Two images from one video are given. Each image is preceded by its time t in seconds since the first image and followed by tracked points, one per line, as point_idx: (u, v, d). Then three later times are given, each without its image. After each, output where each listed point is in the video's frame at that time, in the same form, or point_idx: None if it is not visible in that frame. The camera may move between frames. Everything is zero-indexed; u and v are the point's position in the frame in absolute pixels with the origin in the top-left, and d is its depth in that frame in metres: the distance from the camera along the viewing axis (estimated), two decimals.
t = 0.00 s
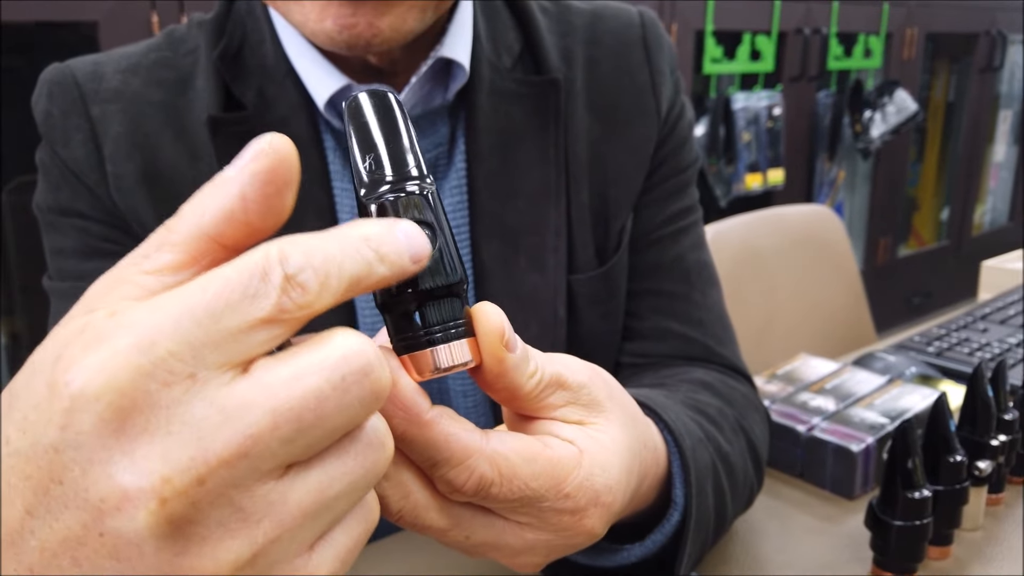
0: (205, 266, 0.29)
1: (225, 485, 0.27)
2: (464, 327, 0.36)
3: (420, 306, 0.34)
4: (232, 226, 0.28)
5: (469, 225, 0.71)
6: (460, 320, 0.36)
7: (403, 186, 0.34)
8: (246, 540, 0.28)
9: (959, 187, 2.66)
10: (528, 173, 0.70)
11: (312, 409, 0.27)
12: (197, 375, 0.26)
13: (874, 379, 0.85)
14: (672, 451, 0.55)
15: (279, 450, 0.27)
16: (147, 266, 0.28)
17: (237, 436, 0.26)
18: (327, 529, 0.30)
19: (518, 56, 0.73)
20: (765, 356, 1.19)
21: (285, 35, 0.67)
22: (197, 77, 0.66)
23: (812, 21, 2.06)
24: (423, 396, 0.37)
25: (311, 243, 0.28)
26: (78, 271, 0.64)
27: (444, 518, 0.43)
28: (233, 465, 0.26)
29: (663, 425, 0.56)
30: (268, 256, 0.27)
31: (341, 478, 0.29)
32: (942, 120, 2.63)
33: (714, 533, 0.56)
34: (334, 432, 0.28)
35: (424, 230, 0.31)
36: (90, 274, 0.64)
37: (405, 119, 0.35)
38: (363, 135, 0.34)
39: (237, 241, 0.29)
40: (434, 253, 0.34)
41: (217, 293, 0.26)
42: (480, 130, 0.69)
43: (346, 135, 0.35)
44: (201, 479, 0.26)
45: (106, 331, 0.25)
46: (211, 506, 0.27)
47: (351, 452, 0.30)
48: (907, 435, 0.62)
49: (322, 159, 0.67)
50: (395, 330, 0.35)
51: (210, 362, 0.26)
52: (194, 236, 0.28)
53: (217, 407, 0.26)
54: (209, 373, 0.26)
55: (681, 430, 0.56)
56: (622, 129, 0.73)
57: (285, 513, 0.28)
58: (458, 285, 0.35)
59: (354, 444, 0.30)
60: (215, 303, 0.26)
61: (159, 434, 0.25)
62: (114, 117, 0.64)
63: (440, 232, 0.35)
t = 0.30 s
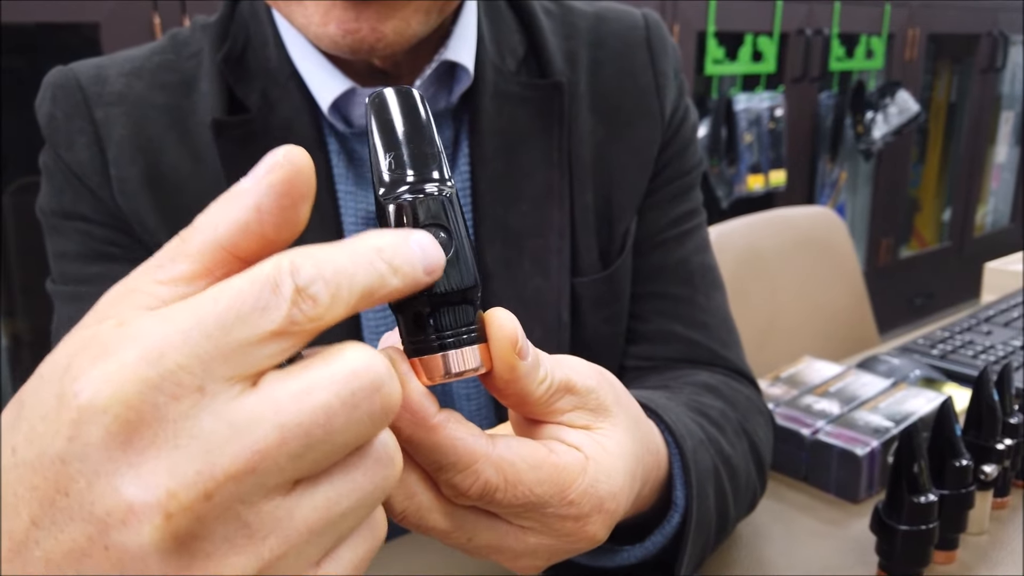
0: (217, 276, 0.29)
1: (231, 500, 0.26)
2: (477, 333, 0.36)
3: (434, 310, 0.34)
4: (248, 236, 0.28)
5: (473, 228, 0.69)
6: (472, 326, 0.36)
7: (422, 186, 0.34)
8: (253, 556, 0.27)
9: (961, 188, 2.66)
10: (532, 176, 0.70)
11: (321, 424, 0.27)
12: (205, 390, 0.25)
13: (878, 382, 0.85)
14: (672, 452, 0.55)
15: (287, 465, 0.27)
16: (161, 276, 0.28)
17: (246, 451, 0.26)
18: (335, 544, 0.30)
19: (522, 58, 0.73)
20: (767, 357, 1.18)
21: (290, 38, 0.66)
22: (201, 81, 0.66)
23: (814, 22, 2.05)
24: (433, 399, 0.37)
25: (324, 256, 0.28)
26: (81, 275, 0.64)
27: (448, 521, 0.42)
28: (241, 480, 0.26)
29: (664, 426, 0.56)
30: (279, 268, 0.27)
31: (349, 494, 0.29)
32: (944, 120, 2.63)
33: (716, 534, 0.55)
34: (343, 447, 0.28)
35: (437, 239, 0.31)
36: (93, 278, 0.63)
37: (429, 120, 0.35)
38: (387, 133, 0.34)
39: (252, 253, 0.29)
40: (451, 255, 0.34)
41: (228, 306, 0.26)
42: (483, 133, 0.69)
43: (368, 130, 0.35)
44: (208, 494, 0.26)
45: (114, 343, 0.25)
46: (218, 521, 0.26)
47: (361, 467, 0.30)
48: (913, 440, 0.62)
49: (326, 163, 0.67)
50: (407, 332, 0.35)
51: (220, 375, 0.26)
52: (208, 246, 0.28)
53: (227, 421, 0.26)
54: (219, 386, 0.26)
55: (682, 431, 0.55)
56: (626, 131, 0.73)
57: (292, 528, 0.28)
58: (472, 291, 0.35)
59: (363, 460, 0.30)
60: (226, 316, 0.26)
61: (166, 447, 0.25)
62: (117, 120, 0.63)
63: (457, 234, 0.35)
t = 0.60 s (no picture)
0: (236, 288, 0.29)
1: (246, 517, 0.26)
2: (491, 327, 0.36)
3: (450, 302, 0.35)
4: (266, 250, 0.29)
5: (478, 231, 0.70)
6: (487, 320, 0.36)
7: (442, 178, 0.35)
8: (266, 572, 0.27)
9: (963, 189, 2.66)
10: (536, 178, 0.70)
11: (338, 438, 0.27)
12: (222, 402, 0.25)
13: (883, 385, 0.85)
14: (679, 452, 0.55)
15: (303, 479, 0.27)
16: (179, 286, 0.28)
17: (261, 464, 0.26)
18: (348, 560, 0.30)
19: (526, 60, 0.73)
20: (769, 359, 1.18)
21: (295, 40, 0.66)
22: (206, 83, 0.66)
23: (816, 22, 2.05)
24: (445, 392, 0.37)
25: (341, 266, 0.28)
26: (84, 277, 0.63)
27: (455, 515, 0.42)
28: (256, 495, 0.26)
29: (671, 426, 0.55)
30: (296, 279, 0.27)
31: (364, 509, 0.29)
32: (945, 120, 2.63)
33: (722, 538, 0.55)
34: (358, 461, 0.28)
35: (454, 250, 0.32)
36: (97, 281, 0.63)
37: (453, 112, 0.36)
38: (410, 124, 0.35)
39: (269, 267, 0.29)
40: (468, 247, 0.35)
41: (246, 317, 0.26)
42: (488, 134, 0.69)
43: (392, 118, 0.36)
44: (223, 508, 0.25)
45: (132, 354, 0.25)
46: (233, 536, 0.26)
47: (375, 482, 0.30)
48: (918, 444, 0.62)
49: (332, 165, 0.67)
50: (423, 325, 0.35)
51: (236, 389, 0.26)
52: (228, 257, 0.28)
53: (243, 435, 0.25)
54: (235, 400, 0.26)
55: (689, 432, 0.55)
56: (630, 133, 0.73)
57: (307, 546, 0.28)
58: (488, 284, 0.36)
59: (378, 475, 0.30)
60: (243, 327, 0.26)
61: (183, 461, 0.25)
62: (122, 123, 0.63)
63: (475, 227, 0.35)
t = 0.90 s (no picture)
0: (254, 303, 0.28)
1: (259, 538, 0.25)
2: (505, 343, 0.36)
3: (465, 320, 0.34)
4: (283, 267, 0.28)
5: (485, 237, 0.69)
6: (500, 337, 0.36)
7: (454, 194, 0.35)
8: None
9: (965, 190, 2.65)
10: (543, 183, 0.69)
11: (352, 458, 0.26)
12: (236, 423, 0.25)
13: (889, 390, 0.84)
14: (690, 464, 0.55)
15: (318, 500, 0.26)
16: (199, 304, 0.27)
17: (275, 486, 0.25)
18: None
19: (532, 65, 0.73)
20: (773, 360, 1.18)
21: (301, 45, 0.66)
22: (211, 87, 0.66)
23: (818, 24, 2.05)
24: (456, 410, 0.37)
25: (356, 285, 0.27)
26: (90, 284, 0.63)
27: (467, 533, 0.42)
28: (269, 516, 0.25)
29: (682, 438, 0.55)
30: (312, 298, 0.26)
31: (377, 532, 0.28)
32: (948, 121, 2.63)
33: (733, 549, 0.55)
34: (372, 482, 0.27)
35: (468, 265, 0.31)
36: (103, 287, 0.63)
37: (465, 125, 0.36)
38: (423, 138, 0.35)
39: (285, 287, 0.28)
40: (480, 265, 0.35)
41: (262, 336, 0.25)
42: (494, 139, 0.68)
43: (404, 130, 0.35)
44: (237, 530, 0.25)
45: (146, 373, 0.24)
46: (246, 556, 0.25)
47: (390, 503, 0.29)
48: (926, 450, 0.61)
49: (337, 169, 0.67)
50: (438, 341, 0.35)
51: (250, 408, 0.25)
52: (248, 275, 0.27)
53: (257, 456, 0.25)
54: (249, 420, 0.25)
55: (699, 444, 0.55)
56: (636, 138, 0.73)
57: (320, 568, 0.27)
58: (501, 300, 0.35)
59: (392, 496, 0.29)
60: (259, 346, 0.25)
61: (196, 482, 0.24)
62: (128, 128, 0.63)
63: (487, 241, 0.35)
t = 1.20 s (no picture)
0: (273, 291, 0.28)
1: (279, 519, 0.26)
2: (510, 351, 0.36)
3: (469, 328, 0.34)
4: (303, 255, 0.29)
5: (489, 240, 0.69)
6: (506, 343, 0.36)
7: (458, 202, 0.35)
8: None
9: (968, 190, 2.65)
10: (547, 185, 0.69)
11: (369, 441, 0.27)
12: (256, 406, 0.25)
13: (893, 392, 0.84)
14: (696, 469, 0.54)
15: (335, 482, 0.27)
16: (220, 292, 0.27)
17: (294, 468, 0.26)
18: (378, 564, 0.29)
19: (536, 67, 0.73)
20: (776, 360, 1.17)
21: (305, 47, 0.66)
22: (216, 89, 0.66)
23: (821, 24, 2.04)
24: (463, 417, 0.37)
25: (372, 272, 0.28)
26: (95, 285, 0.63)
27: (474, 540, 0.42)
28: (290, 497, 0.26)
29: (687, 444, 0.55)
30: (328, 284, 0.27)
31: (395, 513, 0.29)
32: (950, 122, 2.61)
33: (739, 554, 0.55)
34: (389, 465, 0.28)
35: (483, 255, 0.31)
36: (107, 289, 0.63)
37: (468, 134, 0.36)
38: (427, 146, 0.35)
39: (305, 273, 0.29)
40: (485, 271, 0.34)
41: (279, 322, 0.26)
42: (499, 141, 0.68)
43: (407, 140, 0.36)
44: (257, 511, 0.25)
45: (168, 358, 0.25)
46: (266, 538, 0.26)
47: (407, 485, 0.29)
48: (932, 452, 0.61)
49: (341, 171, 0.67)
50: (442, 348, 0.35)
51: (270, 392, 0.26)
52: (267, 263, 0.28)
53: (276, 437, 0.25)
54: (269, 403, 0.26)
55: (705, 449, 0.55)
56: (639, 140, 0.73)
57: (338, 548, 0.27)
58: (506, 307, 0.35)
59: (409, 478, 0.29)
60: (276, 331, 0.26)
61: (216, 461, 0.25)
62: (132, 130, 0.63)
63: (492, 249, 0.35)
